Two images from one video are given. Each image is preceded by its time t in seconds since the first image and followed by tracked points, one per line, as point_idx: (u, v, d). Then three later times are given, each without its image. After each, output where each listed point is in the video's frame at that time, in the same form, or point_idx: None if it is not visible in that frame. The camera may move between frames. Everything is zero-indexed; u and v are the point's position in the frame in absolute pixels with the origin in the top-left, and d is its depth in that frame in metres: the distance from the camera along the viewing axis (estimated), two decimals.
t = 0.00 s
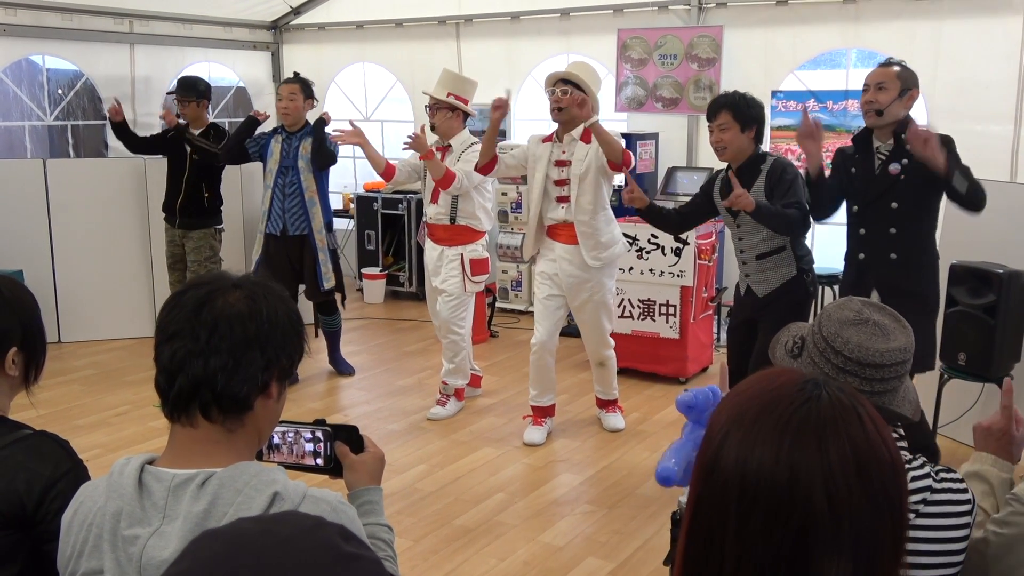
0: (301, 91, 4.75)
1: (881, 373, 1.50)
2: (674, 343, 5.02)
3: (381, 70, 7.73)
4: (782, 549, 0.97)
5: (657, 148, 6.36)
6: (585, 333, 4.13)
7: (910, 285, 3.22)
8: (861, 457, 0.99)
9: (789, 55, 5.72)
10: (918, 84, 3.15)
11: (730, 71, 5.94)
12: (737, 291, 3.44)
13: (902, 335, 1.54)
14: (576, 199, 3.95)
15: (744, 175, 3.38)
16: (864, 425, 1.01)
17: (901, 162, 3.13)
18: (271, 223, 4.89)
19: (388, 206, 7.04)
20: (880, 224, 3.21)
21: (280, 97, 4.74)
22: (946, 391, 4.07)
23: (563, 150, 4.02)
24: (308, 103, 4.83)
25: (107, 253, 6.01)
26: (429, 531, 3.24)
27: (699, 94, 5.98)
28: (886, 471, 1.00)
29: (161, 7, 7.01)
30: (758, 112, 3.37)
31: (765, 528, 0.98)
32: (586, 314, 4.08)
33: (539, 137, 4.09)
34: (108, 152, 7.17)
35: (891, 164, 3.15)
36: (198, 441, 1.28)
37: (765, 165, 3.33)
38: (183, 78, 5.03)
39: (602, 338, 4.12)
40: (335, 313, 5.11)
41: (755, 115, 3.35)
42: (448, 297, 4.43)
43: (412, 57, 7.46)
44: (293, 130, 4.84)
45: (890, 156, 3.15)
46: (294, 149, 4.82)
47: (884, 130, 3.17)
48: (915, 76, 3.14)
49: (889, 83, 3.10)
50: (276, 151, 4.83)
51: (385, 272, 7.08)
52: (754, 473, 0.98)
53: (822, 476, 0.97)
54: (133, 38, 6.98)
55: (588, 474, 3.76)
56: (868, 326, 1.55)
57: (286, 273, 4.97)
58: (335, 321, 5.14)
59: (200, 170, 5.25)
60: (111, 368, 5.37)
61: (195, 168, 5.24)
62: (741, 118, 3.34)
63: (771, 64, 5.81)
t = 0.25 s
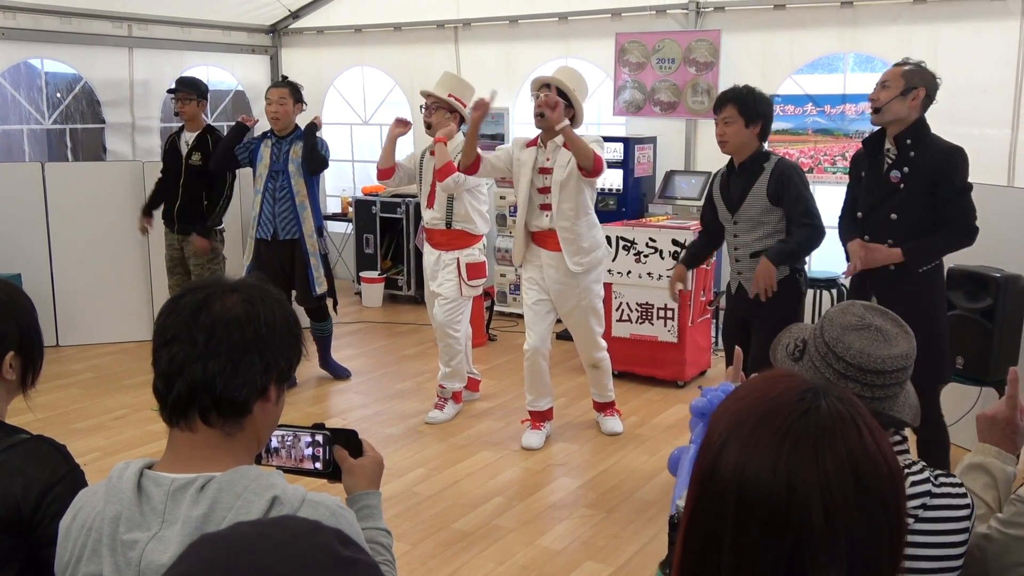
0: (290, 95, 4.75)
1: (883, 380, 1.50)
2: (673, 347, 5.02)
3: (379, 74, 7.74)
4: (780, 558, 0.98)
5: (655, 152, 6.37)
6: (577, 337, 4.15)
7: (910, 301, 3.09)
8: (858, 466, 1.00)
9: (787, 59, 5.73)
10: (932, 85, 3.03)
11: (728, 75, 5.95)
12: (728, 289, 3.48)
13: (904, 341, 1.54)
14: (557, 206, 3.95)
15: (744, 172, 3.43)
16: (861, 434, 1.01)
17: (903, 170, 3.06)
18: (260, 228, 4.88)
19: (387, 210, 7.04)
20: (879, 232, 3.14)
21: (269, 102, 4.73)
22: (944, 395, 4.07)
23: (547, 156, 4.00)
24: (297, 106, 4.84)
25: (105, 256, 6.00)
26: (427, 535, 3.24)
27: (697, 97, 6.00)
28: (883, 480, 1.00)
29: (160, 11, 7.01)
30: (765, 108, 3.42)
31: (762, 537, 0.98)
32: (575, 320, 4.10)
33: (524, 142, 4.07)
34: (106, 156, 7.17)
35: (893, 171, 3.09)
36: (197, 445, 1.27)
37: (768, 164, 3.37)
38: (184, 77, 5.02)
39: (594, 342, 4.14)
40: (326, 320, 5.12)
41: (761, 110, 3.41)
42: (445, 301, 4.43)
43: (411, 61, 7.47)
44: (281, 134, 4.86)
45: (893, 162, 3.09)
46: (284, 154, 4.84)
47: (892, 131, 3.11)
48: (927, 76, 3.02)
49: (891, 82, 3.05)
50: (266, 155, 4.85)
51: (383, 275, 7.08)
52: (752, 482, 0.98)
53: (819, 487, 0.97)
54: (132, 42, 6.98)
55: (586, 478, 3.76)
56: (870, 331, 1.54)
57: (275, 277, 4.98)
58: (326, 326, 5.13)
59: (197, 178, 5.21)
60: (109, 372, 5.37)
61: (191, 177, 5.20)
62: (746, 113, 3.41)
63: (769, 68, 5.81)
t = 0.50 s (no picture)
0: (291, 98, 4.75)
1: (887, 382, 1.50)
2: (673, 350, 5.04)
3: (380, 77, 7.75)
4: (780, 561, 0.98)
5: (655, 154, 6.37)
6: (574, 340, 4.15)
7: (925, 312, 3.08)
8: (858, 469, 1.00)
9: (787, 62, 5.73)
10: (946, 97, 3.01)
11: (728, 78, 5.96)
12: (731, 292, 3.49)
13: (907, 344, 1.54)
14: (549, 211, 3.94)
15: (746, 178, 3.43)
16: (862, 438, 1.01)
17: (918, 181, 3.05)
18: (263, 231, 4.88)
19: (387, 213, 7.04)
20: (895, 242, 3.13)
21: (270, 105, 4.74)
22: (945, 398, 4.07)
23: (537, 160, 3.97)
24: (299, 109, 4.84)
25: (106, 260, 6.01)
26: (427, 538, 3.24)
27: (697, 101, 6.01)
28: (883, 484, 1.00)
29: (161, 14, 7.03)
30: (758, 117, 3.38)
31: (763, 540, 0.98)
32: (570, 323, 4.10)
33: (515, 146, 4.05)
34: (107, 159, 7.18)
35: (909, 181, 3.08)
36: (198, 448, 1.28)
37: (771, 170, 3.36)
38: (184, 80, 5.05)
39: (591, 345, 4.15)
40: (329, 321, 5.10)
41: (755, 121, 3.37)
42: (445, 303, 4.42)
43: (411, 64, 7.48)
44: (283, 136, 4.86)
45: (911, 171, 3.08)
46: (286, 157, 4.83)
47: (910, 139, 3.10)
48: (942, 87, 3.00)
49: (905, 89, 3.05)
50: (268, 158, 4.84)
51: (384, 278, 7.08)
52: (753, 485, 0.98)
53: (820, 491, 0.97)
54: (133, 46, 6.97)
55: (586, 481, 3.75)
56: (874, 333, 1.54)
57: (280, 280, 4.98)
58: (328, 329, 5.12)
59: (201, 182, 5.21)
60: (109, 375, 5.37)
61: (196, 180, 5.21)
62: (739, 124, 3.37)
63: (769, 71, 5.82)
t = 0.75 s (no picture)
0: (297, 102, 4.76)
1: (887, 384, 1.50)
2: (674, 352, 5.04)
3: (381, 80, 7.75)
4: (779, 559, 0.98)
5: (656, 157, 6.37)
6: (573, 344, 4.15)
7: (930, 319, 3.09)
8: (859, 468, 0.99)
9: (787, 65, 5.74)
10: (954, 106, 2.98)
11: (729, 81, 5.96)
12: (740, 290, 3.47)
13: (906, 346, 1.54)
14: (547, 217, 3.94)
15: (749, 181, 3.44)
16: (863, 438, 1.01)
17: (925, 189, 3.05)
18: (268, 234, 4.87)
19: (388, 216, 7.04)
20: (902, 249, 3.15)
21: (276, 109, 4.75)
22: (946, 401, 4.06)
23: (534, 166, 3.94)
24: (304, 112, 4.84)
25: (107, 263, 6.01)
26: (428, 541, 3.24)
27: (698, 104, 6.02)
28: (884, 483, 1.00)
29: (162, 17, 7.04)
30: (762, 122, 3.37)
31: (762, 538, 0.98)
32: (569, 327, 4.10)
33: (510, 152, 4.00)
34: (108, 162, 7.19)
35: (918, 188, 3.08)
36: (199, 451, 1.27)
37: (772, 174, 3.36)
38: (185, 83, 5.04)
39: (590, 347, 4.14)
40: (332, 323, 5.11)
41: (757, 126, 3.37)
42: (445, 307, 4.42)
43: (412, 67, 7.48)
44: (288, 139, 4.85)
45: (920, 178, 3.09)
46: (291, 159, 4.84)
47: (920, 149, 3.09)
48: (950, 95, 2.97)
49: (911, 104, 3.02)
50: (274, 161, 4.85)
51: (384, 281, 7.07)
52: (753, 483, 0.98)
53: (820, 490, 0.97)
54: (134, 49, 7.00)
55: (586, 484, 3.75)
56: (873, 335, 1.55)
57: (285, 284, 4.97)
58: (332, 330, 5.14)
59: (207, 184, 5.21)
60: (110, 378, 5.37)
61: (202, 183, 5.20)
62: (742, 129, 3.37)
63: (770, 74, 5.82)
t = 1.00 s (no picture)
0: (296, 108, 4.76)
1: (886, 387, 1.51)
2: (673, 355, 5.04)
3: (380, 83, 7.75)
4: (777, 558, 0.97)
5: (655, 161, 6.38)
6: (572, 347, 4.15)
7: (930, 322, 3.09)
8: (858, 468, 0.99)
9: (786, 68, 5.74)
10: (959, 108, 2.99)
11: (728, 84, 5.97)
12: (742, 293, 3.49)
13: (906, 348, 1.54)
14: (545, 222, 3.94)
15: (755, 184, 3.43)
16: (862, 438, 1.01)
17: (924, 190, 3.06)
18: (271, 235, 4.89)
19: (387, 219, 7.04)
20: (901, 251, 3.14)
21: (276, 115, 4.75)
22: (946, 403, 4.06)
23: (533, 170, 3.95)
24: (304, 117, 4.85)
25: (106, 266, 6.01)
26: (427, 545, 3.23)
27: (696, 107, 6.03)
28: (882, 484, 1.00)
29: (161, 21, 7.04)
30: (774, 125, 3.37)
31: (762, 537, 0.98)
32: (567, 331, 4.10)
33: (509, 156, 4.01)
34: (107, 166, 7.19)
35: (916, 190, 3.09)
36: (198, 453, 1.28)
37: (777, 177, 3.37)
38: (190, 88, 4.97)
39: (589, 352, 4.14)
40: (333, 326, 5.11)
41: (770, 128, 3.35)
42: (443, 312, 4.41)
43: (411, 70, 7.49)
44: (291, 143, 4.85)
45: (919, 180, 3.09)
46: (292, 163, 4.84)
47: (921, 150, 3.09)
48: (957, 94, 2.99)
49: (919, 101, 3.03)
50: (275, 164, 4.85)
51: (384, 285, 7.07)
52: (752, 483, 0.98)
53: (819, 489, 0.97)
54: (133, 53, 7.00)
55: (586, 487, 3.75)
56: (874, 338, 1.55)
57: (286, 286, 4.97)
58: (332, 333, 5.14)
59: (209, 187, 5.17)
60: (109, 382, 5.37)
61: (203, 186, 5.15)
62: (756, 131, 3.34)
63: (769, 77, 5.83)
